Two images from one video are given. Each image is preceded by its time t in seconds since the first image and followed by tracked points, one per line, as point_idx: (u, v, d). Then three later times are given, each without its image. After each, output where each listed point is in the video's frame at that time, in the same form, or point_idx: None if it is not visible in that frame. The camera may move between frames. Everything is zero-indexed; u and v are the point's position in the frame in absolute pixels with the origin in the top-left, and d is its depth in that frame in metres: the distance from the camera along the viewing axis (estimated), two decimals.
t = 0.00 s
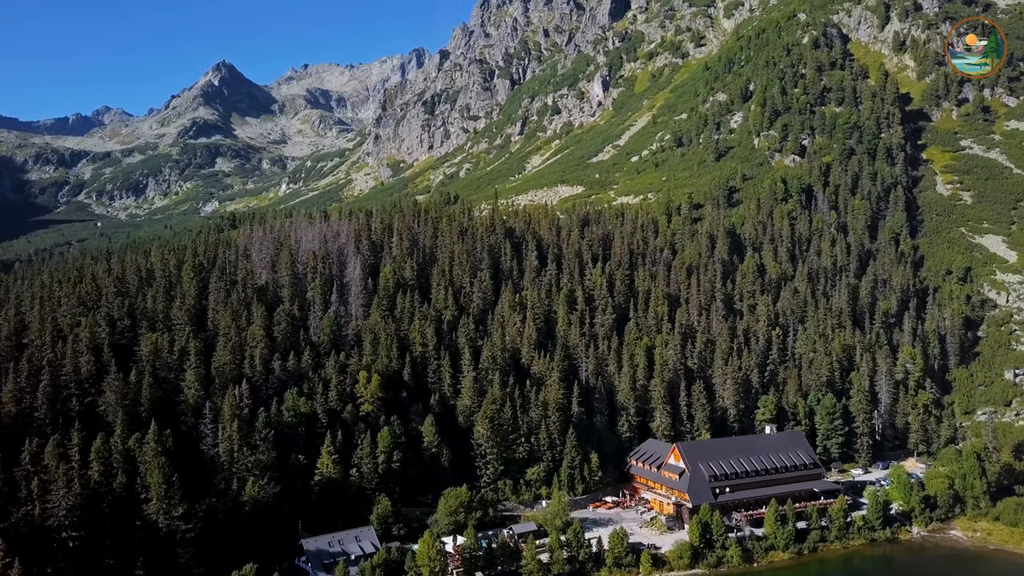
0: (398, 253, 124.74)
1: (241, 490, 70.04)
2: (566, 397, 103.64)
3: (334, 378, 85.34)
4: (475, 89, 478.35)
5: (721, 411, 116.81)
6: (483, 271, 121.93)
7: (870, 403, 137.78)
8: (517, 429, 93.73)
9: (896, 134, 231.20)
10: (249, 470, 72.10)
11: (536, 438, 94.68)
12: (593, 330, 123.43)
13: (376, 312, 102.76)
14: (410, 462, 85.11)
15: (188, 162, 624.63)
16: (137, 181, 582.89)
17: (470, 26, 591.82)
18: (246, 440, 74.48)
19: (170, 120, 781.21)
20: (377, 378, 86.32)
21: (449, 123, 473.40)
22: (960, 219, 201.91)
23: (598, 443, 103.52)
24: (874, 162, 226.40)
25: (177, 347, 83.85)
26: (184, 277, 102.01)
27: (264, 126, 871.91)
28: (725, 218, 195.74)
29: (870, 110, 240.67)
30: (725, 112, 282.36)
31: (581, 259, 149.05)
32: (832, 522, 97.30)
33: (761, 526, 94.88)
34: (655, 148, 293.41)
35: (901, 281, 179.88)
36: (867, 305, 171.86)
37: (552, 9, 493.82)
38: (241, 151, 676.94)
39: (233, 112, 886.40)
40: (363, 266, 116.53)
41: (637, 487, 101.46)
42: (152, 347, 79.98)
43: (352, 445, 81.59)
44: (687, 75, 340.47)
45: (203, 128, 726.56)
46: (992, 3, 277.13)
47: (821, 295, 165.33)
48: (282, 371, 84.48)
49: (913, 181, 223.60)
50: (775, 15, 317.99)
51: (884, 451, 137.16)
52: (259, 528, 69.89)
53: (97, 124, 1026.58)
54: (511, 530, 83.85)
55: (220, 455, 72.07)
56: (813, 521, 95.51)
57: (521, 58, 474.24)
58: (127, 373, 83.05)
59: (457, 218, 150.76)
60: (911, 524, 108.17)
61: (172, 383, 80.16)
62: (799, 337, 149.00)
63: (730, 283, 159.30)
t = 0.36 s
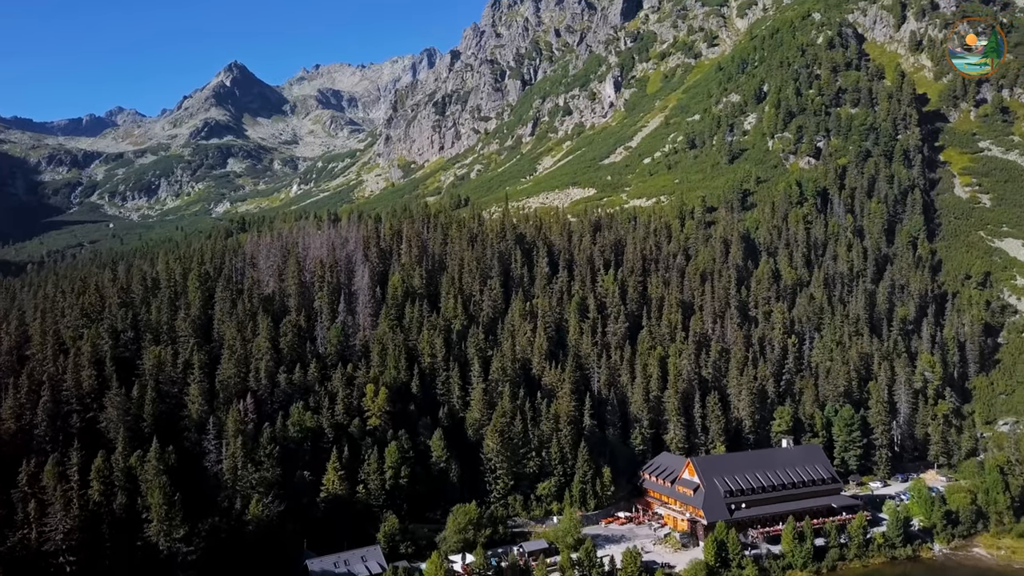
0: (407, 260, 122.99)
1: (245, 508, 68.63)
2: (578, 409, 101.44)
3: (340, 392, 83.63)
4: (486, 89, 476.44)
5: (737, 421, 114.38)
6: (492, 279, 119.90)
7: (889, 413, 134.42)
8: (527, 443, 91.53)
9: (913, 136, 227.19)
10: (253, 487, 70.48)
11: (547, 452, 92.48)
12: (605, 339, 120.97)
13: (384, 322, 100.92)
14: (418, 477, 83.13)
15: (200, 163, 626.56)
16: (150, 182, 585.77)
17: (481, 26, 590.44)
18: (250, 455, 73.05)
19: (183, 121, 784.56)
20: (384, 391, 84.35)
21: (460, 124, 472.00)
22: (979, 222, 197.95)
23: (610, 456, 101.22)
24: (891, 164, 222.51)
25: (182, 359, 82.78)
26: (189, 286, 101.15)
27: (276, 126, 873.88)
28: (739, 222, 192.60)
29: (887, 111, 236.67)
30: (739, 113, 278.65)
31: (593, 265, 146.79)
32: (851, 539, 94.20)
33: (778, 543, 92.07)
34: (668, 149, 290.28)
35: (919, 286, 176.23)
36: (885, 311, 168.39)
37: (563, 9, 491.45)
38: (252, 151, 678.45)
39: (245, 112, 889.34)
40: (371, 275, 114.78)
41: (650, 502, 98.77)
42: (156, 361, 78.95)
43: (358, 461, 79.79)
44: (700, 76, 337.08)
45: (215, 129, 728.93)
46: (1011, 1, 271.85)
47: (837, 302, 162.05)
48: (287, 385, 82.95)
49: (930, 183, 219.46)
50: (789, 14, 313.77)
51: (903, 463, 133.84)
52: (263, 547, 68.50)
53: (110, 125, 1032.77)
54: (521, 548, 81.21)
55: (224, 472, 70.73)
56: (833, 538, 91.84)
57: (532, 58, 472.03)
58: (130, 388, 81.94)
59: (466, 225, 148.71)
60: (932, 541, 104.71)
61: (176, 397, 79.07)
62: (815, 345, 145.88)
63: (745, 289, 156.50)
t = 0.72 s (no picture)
0: (416, 268, 121.15)
1: (248, 529, 67.75)
2: (591, 422, 99.21)
3: (347, 406, 81.91)
4: (497, 90, 474.37)
5: (753, 433, 111.79)
6: (503, 287, 117.77)
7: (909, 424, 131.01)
8: (539, 458, 89.31)
9: (931, 138, 222.90)
10: (258, 507, 69.36)
11: (559, 467, 90.29)
12: (618, 349, 118.61)
13: (393, 333, 99.12)
14: (427, 494, 81.26)
15: (212, 164, 628.52)
16: (162, 183, 588.47)
17: (493, 26, 588.62)
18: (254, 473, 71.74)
19: (195, 123, 788.08)
20: (392, 406, 82.44)
21: (472, 125, 470.22)
22: (1001, 226, 193.55)
23: (623, 471, 98.99)
24: (909, 167, 218.39)
25: (186, 373, 82.08)
26: (196, 296, 100.79)
27: (288, 127, 875.84)
28: (754, 227, 189.37)
29: (904, 113, 232.36)
30: (754, 115, 274.77)
31: (605, 272, 144.35)
32: (873, 555, 89.75)
33: (796, 562, 88.88)
34: (681, 151, 286.99)
35: (939, 293, 172.38)
36: (904, 318, 164.62)
37: (575, 8, 488.60)
38: (264, 152, 679.75)
39: (257, 113, 892.27)
40: (379, 284, 113.06)
41: (665, 518, 96.13)
42: (158, 376, 78.64)
43: (365, 478, 78.02)
44: (713, 76, 333.37)
45: (228, 130, 731.35)
46: None
47: (855, 309, 158.75)
48: (293, 399, 81.43)
49: (949, 186, 215.30)
50: (805, 14, 309.25)
51: (924, 475, 130.37)
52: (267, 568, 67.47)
53: (124, 126, 1038.80)
54: (531, 567, 78.31)
55: (227, 491, 69.65)
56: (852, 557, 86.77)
57: (543, 59, 469.25)
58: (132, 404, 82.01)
59: (477, 232, 146.71)
60: (956, 560, 100.80)
61: (180, 412, 78.71)
62: (832, 354, 142.71)
63: (761, 296, 153.59)
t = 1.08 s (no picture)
0: (425, 276, 119.54)
1: (251, 549, 66.95)
2: (603, 436, 97.17)
3: (353, 421, 80.54)
4: (508, 90, 472.38)
5: (769, 446, 109.31)
6: (513, 296, 115.72)
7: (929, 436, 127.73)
8: (549, 474, 87.12)
9: (949, 139, 218.93)
10: (261, 526, 68.26)
11: (570, 483, 88.08)
12: (630, 359, 116.33)
13: (400, 344, 97.47)
14: (435, 511, 79.27)
15: (224, 165, 630.14)
16: (174, 183, 590.86)
17: (504, 26, 586.66)
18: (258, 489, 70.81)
19: (207, 123, 790.70)
20: (399, 421, 80.71)
21: (482, 125, 468.45)
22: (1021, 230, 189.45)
23: (635, 486, 96.86)
24: (926, 169, 214.45)
25: (190, 388, 82.48)
26: (200, 308, 101.40)
27: (299, 127, 877.48)
28: (768, 232, 186.20)
29: (921, 114, 228.35)
30: (767, 116, 270.99)
31: (617, 279, 141.98)
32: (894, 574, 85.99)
33: None
34: (694, 153, 283.78)
35: (958, 299, 168.73)
36: (922, 325, 160.85)
37: (586, 8, 485.89)
38: (276, 153, 680.88)
39: (268, 113, 894.77)
40: (387, 293, 111.52)
41: (679, 535, 93.77)
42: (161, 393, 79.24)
43: (372, 495, 76.40)
44: (726, 77, 329.82)
45: (239, 130, 733.01)
46: None
47: (872, 317, 155.49)
48: (299, 414, 80.55)
49: (967, 189, 211.31)
50: (819, 13, 304.96)
51: (944, 488, 127.10)
52: None
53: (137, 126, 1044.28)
54: None
55: (230, 510, 68.91)
56: None
57: (555, 59, 466.31)
58: (134, 420, 82.98)
59: (486, 239, 144.74)
60: None
61: (182, 428, 79.37)
62: (850, 363, 139.58)
63: (776, 304, 150.78)
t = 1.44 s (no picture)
0: (434, 285, 117.79)
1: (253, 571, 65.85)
2: (615, 450, 95.14)
3: (359, 436, 79.09)
4: (519, 91, 470.28)
5: (786, 459, 106.97)
6: (523, 305, 113.62)
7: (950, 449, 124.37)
8: (560, 490, 84.95)
9: (967, 141, 215.00)
10: (265, 546, 67.21)
11: (581, 499, 85.79)
12: (643, 369, 114.10)
13: (408, 355, 95.83)
14: (444, 527, 77.31)
15: (235, 166, 631.79)
16: (185, 185, 593.35)
17: (514, 26, 584.33)
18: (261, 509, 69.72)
19: (218, 124, 793.55)
20: (406, 436, 78.98)
21: (493, 126, 466.49)
22: None
23: (647, 501, 94.85)
24: (944, 172, 210.51)
25: (193, 403, 81.78)
26: (205, 318, 101.02)
27: (310, 128, 878.90)
28: (783, 237, 183.07)
29: (939, 115, 224.27)
30: (782, 118, 267.08)
31: (629, 286, 139.54)
32: None
33: None
34: (706, 155, 280.56)
35: (978, 305, 164.97)
36: (942, 332, 157.26)
37: (597, 8, 482.99)
38: (287, 153, 681.62)
39: (279, 114, 897.09)
40: (395, 302, 109.92)
41: (693, 552, 91.55)
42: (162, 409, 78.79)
43: (378, 512, 74.76)
44: (738, 77, 326.28)
45: (250, 131, 734.58)
46: None
47: (890, 324, 152.28)
48: (304, 429, 79.46)
49: (986, 192, 207.33)
50: (834, 12, 300.64)
51: (966, 503, 123.83)
52: None
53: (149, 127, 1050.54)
54: None
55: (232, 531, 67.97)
56: None
57: (565, 59, 463.58)
58: (135, 436, 82.56)
59: (496, 246, 142.65)
60: None
61: (185, 444, 78.68)
62: (868, 373, 136.48)
63: (792, 311, 147.94)
